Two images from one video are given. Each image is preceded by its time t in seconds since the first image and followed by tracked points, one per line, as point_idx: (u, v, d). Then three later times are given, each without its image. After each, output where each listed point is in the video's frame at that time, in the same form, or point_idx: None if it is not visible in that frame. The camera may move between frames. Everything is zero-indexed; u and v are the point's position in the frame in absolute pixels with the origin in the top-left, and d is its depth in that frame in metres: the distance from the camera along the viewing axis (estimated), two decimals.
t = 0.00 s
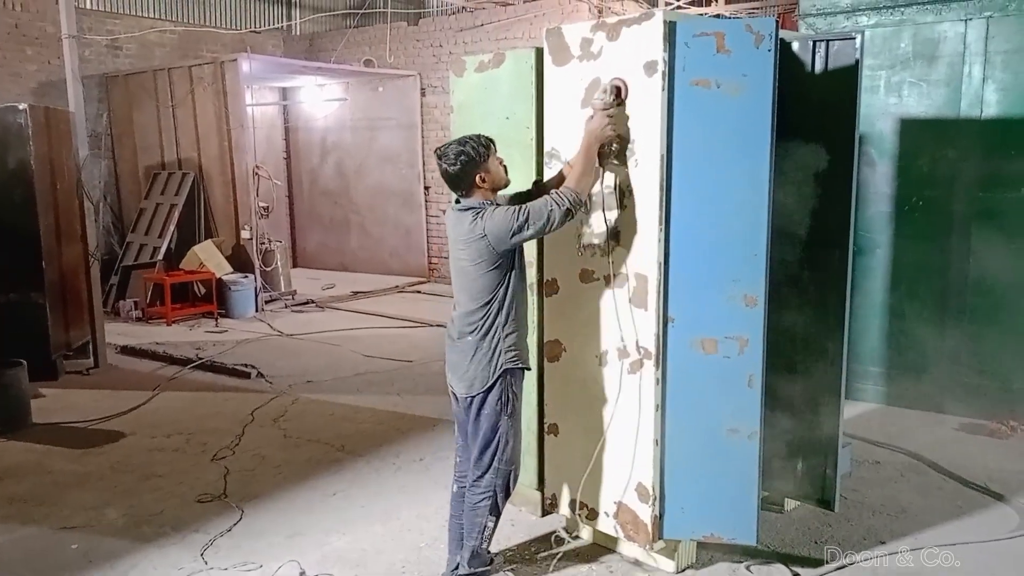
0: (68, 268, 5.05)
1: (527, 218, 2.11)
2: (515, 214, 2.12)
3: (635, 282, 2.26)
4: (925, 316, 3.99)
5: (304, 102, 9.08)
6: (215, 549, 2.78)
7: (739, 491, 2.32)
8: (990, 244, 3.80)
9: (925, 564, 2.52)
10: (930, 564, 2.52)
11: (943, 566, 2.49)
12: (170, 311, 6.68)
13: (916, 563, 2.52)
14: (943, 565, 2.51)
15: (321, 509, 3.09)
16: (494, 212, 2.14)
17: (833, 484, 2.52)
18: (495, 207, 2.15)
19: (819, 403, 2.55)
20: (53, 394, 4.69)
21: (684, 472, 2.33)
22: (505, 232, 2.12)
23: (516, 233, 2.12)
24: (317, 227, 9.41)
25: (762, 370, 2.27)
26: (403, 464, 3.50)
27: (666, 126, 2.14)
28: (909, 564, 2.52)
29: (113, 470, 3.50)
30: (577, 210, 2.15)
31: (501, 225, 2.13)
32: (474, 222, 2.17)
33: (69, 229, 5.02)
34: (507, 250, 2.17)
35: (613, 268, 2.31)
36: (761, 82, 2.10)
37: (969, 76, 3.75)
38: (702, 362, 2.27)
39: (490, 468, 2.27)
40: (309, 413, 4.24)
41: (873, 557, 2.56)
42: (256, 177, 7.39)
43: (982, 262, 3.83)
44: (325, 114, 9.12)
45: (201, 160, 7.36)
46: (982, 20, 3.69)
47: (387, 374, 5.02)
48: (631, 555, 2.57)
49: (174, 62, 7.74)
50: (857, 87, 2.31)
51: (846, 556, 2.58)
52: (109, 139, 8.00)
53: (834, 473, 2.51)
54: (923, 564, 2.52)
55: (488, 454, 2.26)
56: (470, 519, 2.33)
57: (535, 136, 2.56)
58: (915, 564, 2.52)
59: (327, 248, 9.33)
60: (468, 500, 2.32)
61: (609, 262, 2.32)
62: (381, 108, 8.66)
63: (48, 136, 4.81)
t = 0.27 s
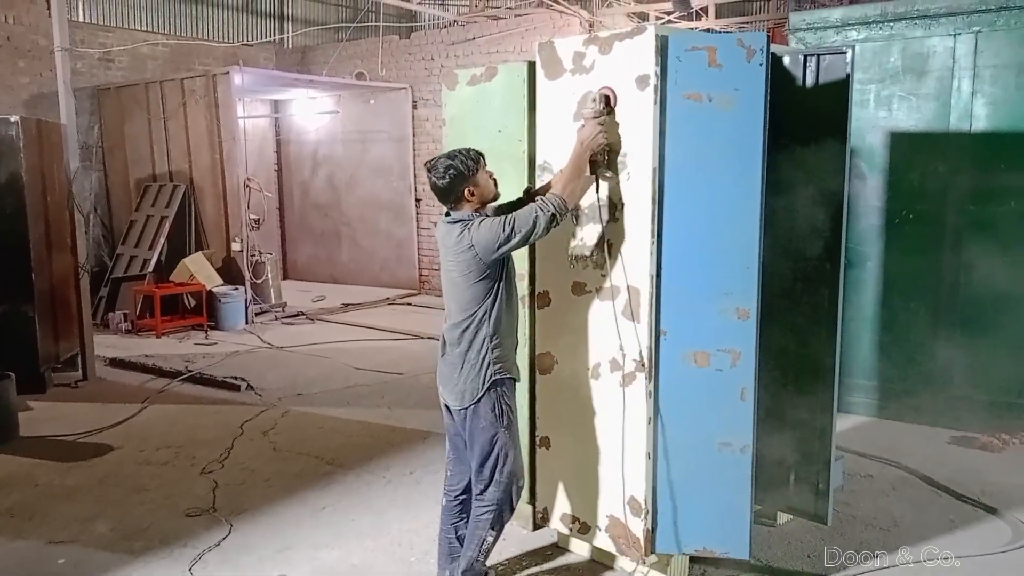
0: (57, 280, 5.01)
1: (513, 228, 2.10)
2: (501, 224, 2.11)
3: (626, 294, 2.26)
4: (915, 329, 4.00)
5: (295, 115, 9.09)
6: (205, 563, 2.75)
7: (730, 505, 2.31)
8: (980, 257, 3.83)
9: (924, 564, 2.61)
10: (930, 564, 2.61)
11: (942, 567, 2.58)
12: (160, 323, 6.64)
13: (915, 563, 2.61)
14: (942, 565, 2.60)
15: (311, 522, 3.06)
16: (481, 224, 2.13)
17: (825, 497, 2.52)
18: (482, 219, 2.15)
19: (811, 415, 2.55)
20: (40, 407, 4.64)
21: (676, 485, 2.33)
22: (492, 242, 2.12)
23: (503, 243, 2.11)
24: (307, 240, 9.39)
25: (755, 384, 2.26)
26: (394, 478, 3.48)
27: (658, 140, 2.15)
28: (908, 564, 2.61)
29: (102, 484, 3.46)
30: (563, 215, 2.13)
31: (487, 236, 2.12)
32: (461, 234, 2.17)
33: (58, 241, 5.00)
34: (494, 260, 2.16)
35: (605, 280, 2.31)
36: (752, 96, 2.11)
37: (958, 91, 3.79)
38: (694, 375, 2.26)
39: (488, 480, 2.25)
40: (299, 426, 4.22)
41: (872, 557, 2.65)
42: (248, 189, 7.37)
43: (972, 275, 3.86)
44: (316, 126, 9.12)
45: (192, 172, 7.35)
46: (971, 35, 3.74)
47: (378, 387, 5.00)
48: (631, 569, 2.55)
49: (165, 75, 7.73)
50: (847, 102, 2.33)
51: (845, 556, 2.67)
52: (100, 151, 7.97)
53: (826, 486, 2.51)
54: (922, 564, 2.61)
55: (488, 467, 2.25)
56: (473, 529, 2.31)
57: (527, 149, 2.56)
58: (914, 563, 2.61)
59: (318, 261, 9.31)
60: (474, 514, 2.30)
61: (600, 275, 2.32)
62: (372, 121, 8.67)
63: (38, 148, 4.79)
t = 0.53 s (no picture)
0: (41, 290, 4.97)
1: (512, 237, 2.09)
2: (500, 234, 2.10)
3: (617, 305, 2.27)
4: (899, 339, 4.05)
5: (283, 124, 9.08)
6: None
7: (719, 514, 2.33)
8: (963, 268, 3.87)
9: (924, 562, 2.70)
10: (930, 562, 2.69)
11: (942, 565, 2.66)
12: (144, 333, 6.59)
13: (915, 561, 2.70)
14: (942, 563, 2.68)
15: (298, 534, 3.04)
16: (480, 235, 2.12)
17: (812, 506, 2.54)
18: (480, 230, 2.14)
19: (800, 424, 2.57)
20: (23, 418, 4.60)
21: (665, 494, 2.33)
22: (492, 253, 2.11)
23: (504, 254, 2.11)
24: (295, 249, 9.37)
25: (743, 394, 2.29)
26: (382, 489, 3.46)
27: (648, 152, 2.16)
28: (907, 562, 2.70)
29: (85, 496, 3.43)
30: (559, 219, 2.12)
31: (487, 247, 2.11)
32: (460, 245, 2.16)
33: (43, 249, 4.96)
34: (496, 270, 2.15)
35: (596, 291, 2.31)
36: (741, 109, 2.14)
37: (940, 106, 3.84)
38: (683, 385, 2.28)
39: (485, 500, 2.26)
40: (286, 437, 4.19)
41: (872, 556, 2.74)
42: (234, 198, 7.35)
43: (955, 286, 3.90)
44: (304, 135, 9.11)
45: (178, 181, 7.32)
46: (952, 51, 3.80)
47: (366, 397, 4.98)
48: None
49: (151, 83, 7.70)
50: (834, 116, 2.36)
51: (844, 555, 2.75)
52: (84, 159, 7.93)
53: (813, 495, 2.53)
54: (921, 562, 2.69)
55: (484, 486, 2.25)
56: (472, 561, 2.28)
57: (518, 159, 2.58)
58: (914, 561, 2.70)
59: (305, 270, 9.29)
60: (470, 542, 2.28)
61: (591, 286, 2.32)
62: (360, 130, 8.67)
63: (22, 157, 4.76)
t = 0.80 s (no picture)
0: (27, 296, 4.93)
1: (521, 244, 2.07)
2: (509, 241, 2.07)
3: (609, 313, 2.25)
4: (888, 348, 4.06)
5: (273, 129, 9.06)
6: None
7: (711, 521, 2.34)
8: (952, 277, 3.89)
9: (924, 563, 2.76)
10: (929, 563, 2.76)
11: (942, 566, 2.73)
12: (132, 339, 6.54)
13: (915, 562, 2.77)
14: (941, 565, 2.75)
15: (287, 543, 3.02)
16: (488, 244, 2.10)
17: (802, 515, 2.55)
18: (487, 239, 2.11)
19: (791, 433, 2.57)
20: (8, 424, 4.56)
21: (655, 503, 2.32)
22: (503, 261, 2.08)
23: (513, 262, 2.08)
24: (285, 255, 9.34)
25: (733, 403, 2.30)
26: (372, 497, 3.44)
27: (642, 160, 2.15)
28: (907, 563, 2.77)
29: (72, 503, 3.40)
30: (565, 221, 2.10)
31: (497, 255, 2.08)
32: (468, 256, 2.13)
33: (30, 254, 4.92)
34: (503, 278, 2.12)
35: (587, 300, 2.29)
36: (732, 118, 2.16)
37: (929, 116, 3.87)
38: (675, 393, 2.27)
39: (481, 520, 2.21)
40: (275, 444, 4.17)
41: (872, 557, 2.80)
42: (224, 204, 7.32)
43: (944, 296, 3.92)
44: (295, 141, 9.10)
45: (167, 186, 7.28)
46: (940, 63, 3.83)
47: (356, 404, 4.96)
48: None
49: (141, 88, 7.67)
50: (824, 125, 2.37)
51: (845, 556, 2.82)
52: (72, 163, 7.87)
53: (804, 505, 2.54)
54: (921, 563, 2.76)
55: (480, 505, 2.20)
56: None
57: (510, 167, 2.58)
58: (914, 563, 2.77)
59: (295, 276, 9.26)
60: (455, 559, 2.25)
61: (584, 295, 2.29)
62: (351, 137, 8.66)
63: (9, 162, 4.73)
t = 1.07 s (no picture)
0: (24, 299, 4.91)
1: (524, 252, 2.05)
2: (511, 249, 2.06)
3: (609, 320, 2.24)
4: (886, 355, 4.06)
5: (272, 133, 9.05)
6: None
7: (711, 526, 2.34)
8: (949, 285, 3.89)
9: (925, 563, 2.82)
10: (930, 563, 2.82)
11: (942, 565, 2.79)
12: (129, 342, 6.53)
13: (915, 562, 2.83)
14: (942, 565, 2.81)
15: (284, 548, 3.01)
16: (490, 250, 2.09)
17: (801, 524, 2.54)
18: (490, 245, 2.10)
19: (791, 439, 2.56)
20: (4, 427, 4.54)
21: (652, 510, 2.31)
22: (504, 269, 2.07)
23: (514, 270, 2.07)
24: (282, 259, 9.33)
25: (732, 410, 2.30)
26: (369, 502, 3.43)
27: (643, 167, 2.14)
28: (907, 562, 2.83)
29: (68, 507, 3.39)
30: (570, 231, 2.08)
31: (498, 262, 2.07)
32: (470, 262, 2.13)
33: (28, 257, 4.92)
34: (505, 286, 2.11)
35: (587, 306, 2.27)
36: (732, 125, 2.17)
37: (928, 124, 3.88)
38: (674, 400, 2.27)
39: (480, 528, 2.21)
40: (272, 449, 4.16)
41: (873, 557, 2.86)
42: (223, 207, 7.31)
43: (942, 304, 3.92)
44: (293, 145, 9.09)
45: (166, 189, 7.27)
46: (940, 71, 3.84)
47: (353, 409, 4.95)
48: None
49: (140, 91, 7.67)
50: (824, 133, 2.38)
51: (845, 556, 2.88)
52: (71, 167, 7.86)
53: (802, 512, 2.54)
54: (921, 563, 2.82)
55: (479, 513, 2.20)
56: None
57: (510, 173, 2.58)
58: (914, 562, 2.83)
59: (292, 280, 9.25)
60: (453, 566, 2.25)
61: (582, 301, 2.28)
62: (350, 141, 8.66)
63: (8, 165, 4.71)
